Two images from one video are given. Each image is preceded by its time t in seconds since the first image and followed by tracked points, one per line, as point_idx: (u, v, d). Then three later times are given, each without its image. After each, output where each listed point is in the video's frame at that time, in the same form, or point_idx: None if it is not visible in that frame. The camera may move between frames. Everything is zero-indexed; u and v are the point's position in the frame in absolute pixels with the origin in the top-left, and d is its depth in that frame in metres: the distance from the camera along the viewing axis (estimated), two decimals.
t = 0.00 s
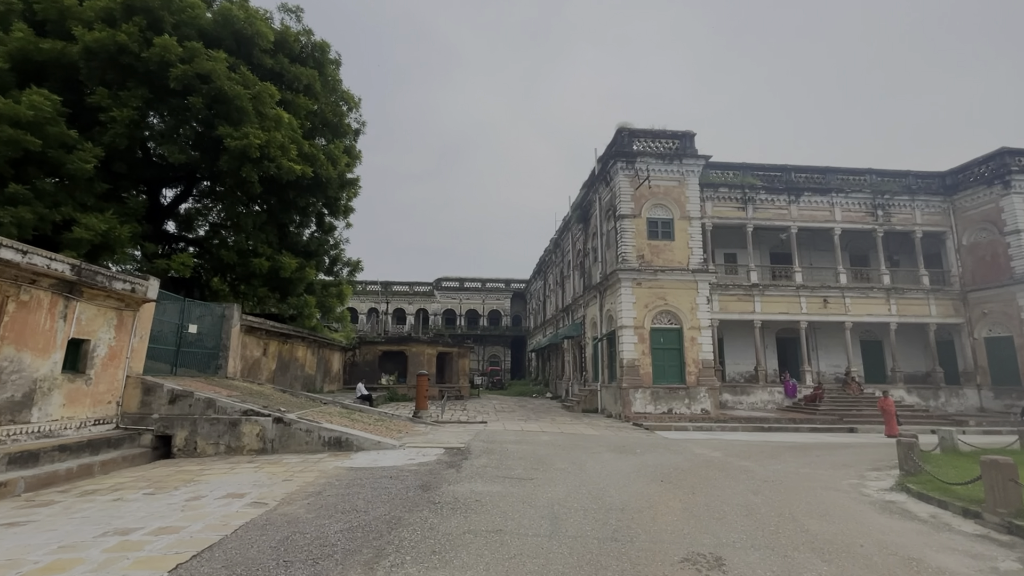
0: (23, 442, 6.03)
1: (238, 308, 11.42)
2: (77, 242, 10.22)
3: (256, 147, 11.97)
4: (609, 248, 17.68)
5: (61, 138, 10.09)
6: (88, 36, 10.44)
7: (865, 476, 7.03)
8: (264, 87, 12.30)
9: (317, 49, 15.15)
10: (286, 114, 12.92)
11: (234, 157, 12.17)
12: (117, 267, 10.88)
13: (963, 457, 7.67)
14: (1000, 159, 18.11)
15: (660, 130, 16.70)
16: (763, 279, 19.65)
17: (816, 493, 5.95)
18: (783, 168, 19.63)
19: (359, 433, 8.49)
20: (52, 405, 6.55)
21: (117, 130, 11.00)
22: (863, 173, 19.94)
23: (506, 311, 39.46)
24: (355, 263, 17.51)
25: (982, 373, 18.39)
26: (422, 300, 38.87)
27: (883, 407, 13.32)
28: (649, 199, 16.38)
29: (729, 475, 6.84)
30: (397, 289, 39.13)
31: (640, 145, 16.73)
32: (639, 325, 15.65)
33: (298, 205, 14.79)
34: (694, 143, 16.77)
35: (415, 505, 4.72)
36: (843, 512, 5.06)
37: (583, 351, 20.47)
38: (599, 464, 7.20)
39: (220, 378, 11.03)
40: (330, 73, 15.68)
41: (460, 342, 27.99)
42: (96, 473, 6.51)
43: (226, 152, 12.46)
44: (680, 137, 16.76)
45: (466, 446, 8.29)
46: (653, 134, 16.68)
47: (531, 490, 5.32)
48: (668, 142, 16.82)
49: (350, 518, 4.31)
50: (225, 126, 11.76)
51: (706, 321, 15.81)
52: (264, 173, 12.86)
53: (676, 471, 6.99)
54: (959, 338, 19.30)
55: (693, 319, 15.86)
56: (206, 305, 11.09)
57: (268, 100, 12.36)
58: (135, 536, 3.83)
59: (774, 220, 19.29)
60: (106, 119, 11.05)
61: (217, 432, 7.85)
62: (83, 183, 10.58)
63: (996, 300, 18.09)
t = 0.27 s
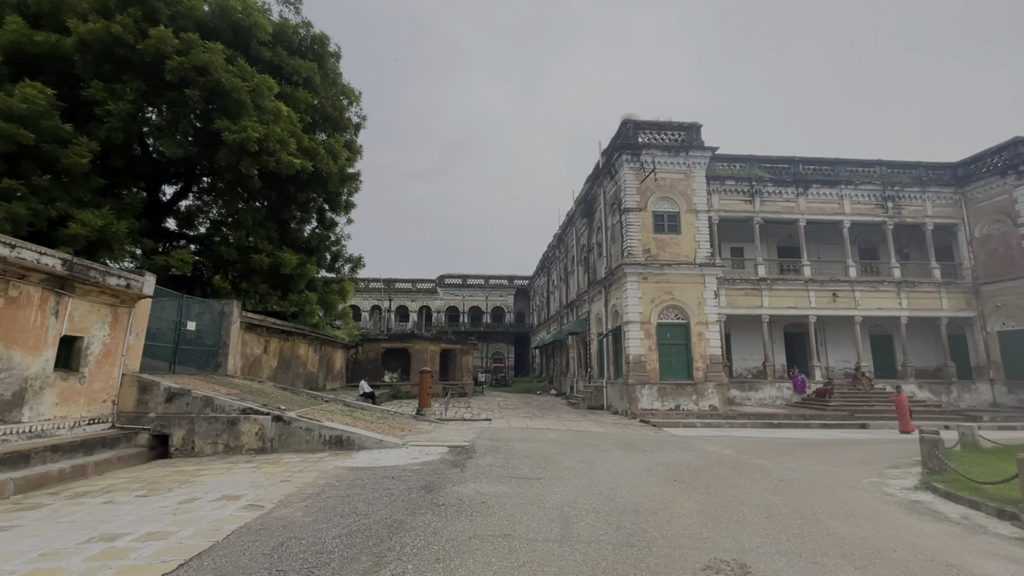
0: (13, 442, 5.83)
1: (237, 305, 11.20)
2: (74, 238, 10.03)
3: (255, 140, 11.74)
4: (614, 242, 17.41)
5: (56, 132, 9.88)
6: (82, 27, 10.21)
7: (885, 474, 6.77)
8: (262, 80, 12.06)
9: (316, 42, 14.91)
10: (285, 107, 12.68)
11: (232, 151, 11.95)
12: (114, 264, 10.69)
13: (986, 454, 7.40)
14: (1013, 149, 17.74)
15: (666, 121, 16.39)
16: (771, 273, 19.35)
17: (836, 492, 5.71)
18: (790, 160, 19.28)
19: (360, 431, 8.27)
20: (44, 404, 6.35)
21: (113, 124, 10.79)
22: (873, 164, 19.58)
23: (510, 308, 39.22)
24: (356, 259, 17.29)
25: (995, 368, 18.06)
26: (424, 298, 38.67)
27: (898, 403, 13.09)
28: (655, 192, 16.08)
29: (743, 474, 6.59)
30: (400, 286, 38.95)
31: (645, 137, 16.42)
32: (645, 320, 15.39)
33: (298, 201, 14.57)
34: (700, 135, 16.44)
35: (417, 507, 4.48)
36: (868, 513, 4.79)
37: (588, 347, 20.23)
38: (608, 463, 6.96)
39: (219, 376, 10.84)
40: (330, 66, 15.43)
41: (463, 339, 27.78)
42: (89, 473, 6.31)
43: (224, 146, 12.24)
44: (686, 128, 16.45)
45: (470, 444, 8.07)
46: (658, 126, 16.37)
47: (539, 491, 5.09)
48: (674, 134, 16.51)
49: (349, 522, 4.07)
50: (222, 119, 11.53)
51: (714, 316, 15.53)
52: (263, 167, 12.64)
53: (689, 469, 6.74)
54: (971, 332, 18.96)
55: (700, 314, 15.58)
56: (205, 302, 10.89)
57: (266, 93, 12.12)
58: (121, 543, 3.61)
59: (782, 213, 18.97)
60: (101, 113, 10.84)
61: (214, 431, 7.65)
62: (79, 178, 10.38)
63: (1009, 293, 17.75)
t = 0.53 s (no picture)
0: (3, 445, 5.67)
1: (236, 303, 11.04)
2: (70, 236, 9.87)
3: (253, 135, 11.55)
4: (618, 238, 17.17)
5: (51, 128, 9.71)
6: (76, 21, 10.03)
7: (903, 474, 6.53)
8: (260, 74, 11.86)
9: (316, 36, 14.69)
10: (283, 101, 12.48)
11: (230, 147, 11.76)
12: (111, 262, 10.53)
13: (1008, 452, 7.15)
14: None
15: (671, 114, 16.10)
16: (778, 268, 19.07)
17: (855, 494, 5.47)
18: (798, 153, 18.96)
19: (361, 431, 8.09)
20: (36, 405, 6.19)
21: (109, 120, 10.61)
22: (882, 156, 19.23)
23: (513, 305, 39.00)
24: (358, 257, 17.09)
25: (1008, 363, 17.74)
26: (428, 295, 38.52)
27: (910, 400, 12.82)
28: (660, 186, 15.82)
29: (756, 474, 6.37)
30: (403, 284, 38.80)
31: (650, 130, 16.14)
32: (651, 317, 15.15)
33: (298, 198, 14.37)
34: (706, 128, 16.13)
35: (418, 513, 4.28)
36: (892, 517, 4.56)
37: (593, 344, 20.01)
38: (616, 463, 6.75)
39: (219, 375, 10.69)
40: (329, 61, 15.21)
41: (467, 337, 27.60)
42: (83, 476, 6.14)
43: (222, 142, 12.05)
44: (692, 121, 16.16)
45: (474, 444, 7.87)
46: (663, 119, 16.09)
47: (545, 494, 4.88)
48: (679, 127, 16.22)
49: (346, 529, 3.88)
50: (220, 115, 11.34)
51: (721, 312, 15.27)
52: (262, 163, 12.45)
53: (700, 470, 6.53)
54: (983, 326, 18.64)
55: (707, 310, 15.33)
56: (204, 300, 10.72)
57: (264, 87, 11.93)
58: (105, 553, 3.42)
59: (789, 206, 18.68)
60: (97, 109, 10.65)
61: (212, 432, 7.48)
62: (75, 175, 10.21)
63: (1022, 287, 17.41)
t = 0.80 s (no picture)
0: None
1: (235, 300, 10.99)
2: (65, 232, 9.71)
3: (251, 129, 11.35)
4: (623, 233, 16.90)
5: (45, 122, 9.53)
6: (71, 14, 9.85)
7: (924, 474, 6.26)
8: (258, 67, 11.68)
9: (315, 29, 14.47)
10: (282, 95, 12.29)
11: (228, 141, 11.57)
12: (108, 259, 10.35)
13: None
14: None
15: (677, 107, 15.80)
16: (786, 263, 18.77)
17: (876, 495, 5.21)
18: (806, 146, 18.62)
19: (361, 430, 7.88)
20: (24, 404, 6.00)
21: (105, 114, 10.43)
22: (892, 149, 18.85)
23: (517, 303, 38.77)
24: (359, 254, 16.89)
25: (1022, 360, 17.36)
26: (431, 293, 38.35)
27: (925, 396, 12.63)
28: (666, 180, 15.53)
29: (770, 474, 6.12)
30: (406, 282, 38.68)
31: (656, 123, 15.85)
32: (657, 313, 14.88)
33: (298, 194, 14.18)
34: (713, 121, 15.82)
35: (415, 517, 4.05)
36: (918, 521, 4.30)
37: (598, 342, 19.76)
38: (624, 463, 6.51)
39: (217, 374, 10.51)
40: (329, 55, 15.00)
41: (470, 335, 27.42)
42: (73, 477, 5.95)
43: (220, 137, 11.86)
44: (699, 114, 15.86)
45: (476, 443, 7.64)
46: (669, 112, 15.80)
47: (550, 497, 4.64)
48: (685, 120, 15.92)
49: (338, 535, 3.65)
50: (218, 108, 11.15)
51: (729, 308, 14.98)
52: (261, 158, 12.26)
53: (711, 470, 6.28)
54: (996, 322, 18.26)
55: (714, 306, 15.04)
56: (202, 297, 10.55)
57: (263, 81, 11.75)
58: (81, 561, 3.21)
59: (798, 201, 18.36)
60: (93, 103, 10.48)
61: (208, 431, 7.29)
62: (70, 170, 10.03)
63: None
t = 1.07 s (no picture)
0: None
1: (233, 299, 10.81)
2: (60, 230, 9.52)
3: (249, 125, 11.15)
4: (628, 231, 16.64)
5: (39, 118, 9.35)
6: (65, 8, 9.67)
7: (947, 479, 5.98)
8: (256, 62, 11.48)
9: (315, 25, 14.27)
10: (281, 90, 12.08)
11: (226, 137, 11.36)
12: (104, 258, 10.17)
13: None
14: None
15: (683, 101, 15.50)
16: (794, 261, 18.46)
17: (901, 503, 4.93)
18: (815, 142, 18.29)
19: (361, 433, 7.65)
20: (11, 407, 5.80)
21: (100, 110, 10.24)
22: (903, 144, 18.48)
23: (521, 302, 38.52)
24: (361, 253, 16.67)
25: None
26: (434, 293, 38.16)
27: (938, 396, 12.44)
28: (672, 176, 15.25)
29: (786, 479, 5.85)
30: (409, 281, 38.52)
31: (661, 118, 15.56)
32: (663, 312, 14.62)
33: (298, 191, 13.97)
34: (720, 115, 15.52)
35: (413, 529, 3.80)
36: (950, 532, 4.02)
37: (602, 341, 19.50)
38: (633, 468, 6.26)
39: (215, 374, 10.32)
40: (329, 50, 14.79)
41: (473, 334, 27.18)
42: (62, 482, 5.74)
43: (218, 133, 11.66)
44: (705, 109, 15.55)
45: (479, 446, 7.40)
46: (675, 107, 15.50)
47: (557, 505, 4.40)
48: (691, 115, 15.62)
49: (331, 549, 3.40)
50: (215, 104, 10.95)
51: (736, 306, 14.69)
52: (259, 155, 12.06)
53: (724, 475, 6.02)
54: (1010, 320, 17.90)
55: (722, 304, 14.75)
56: (199, 296, 10.35)
57: (261, 76, 11.55)
58: None
59: (806, 197, 18.05)
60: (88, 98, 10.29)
61: (202, 434, 7.08)
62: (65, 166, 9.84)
63: None
